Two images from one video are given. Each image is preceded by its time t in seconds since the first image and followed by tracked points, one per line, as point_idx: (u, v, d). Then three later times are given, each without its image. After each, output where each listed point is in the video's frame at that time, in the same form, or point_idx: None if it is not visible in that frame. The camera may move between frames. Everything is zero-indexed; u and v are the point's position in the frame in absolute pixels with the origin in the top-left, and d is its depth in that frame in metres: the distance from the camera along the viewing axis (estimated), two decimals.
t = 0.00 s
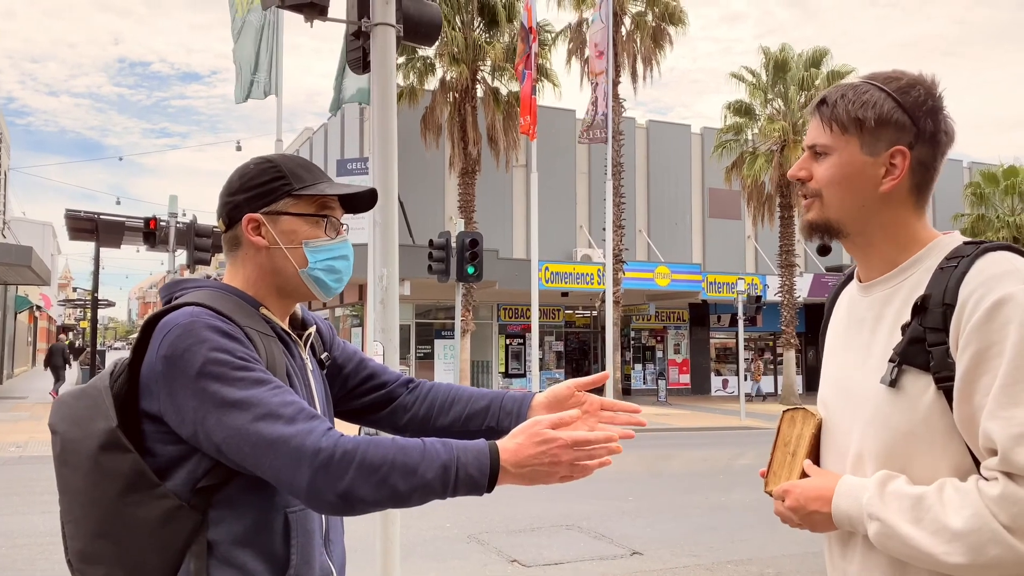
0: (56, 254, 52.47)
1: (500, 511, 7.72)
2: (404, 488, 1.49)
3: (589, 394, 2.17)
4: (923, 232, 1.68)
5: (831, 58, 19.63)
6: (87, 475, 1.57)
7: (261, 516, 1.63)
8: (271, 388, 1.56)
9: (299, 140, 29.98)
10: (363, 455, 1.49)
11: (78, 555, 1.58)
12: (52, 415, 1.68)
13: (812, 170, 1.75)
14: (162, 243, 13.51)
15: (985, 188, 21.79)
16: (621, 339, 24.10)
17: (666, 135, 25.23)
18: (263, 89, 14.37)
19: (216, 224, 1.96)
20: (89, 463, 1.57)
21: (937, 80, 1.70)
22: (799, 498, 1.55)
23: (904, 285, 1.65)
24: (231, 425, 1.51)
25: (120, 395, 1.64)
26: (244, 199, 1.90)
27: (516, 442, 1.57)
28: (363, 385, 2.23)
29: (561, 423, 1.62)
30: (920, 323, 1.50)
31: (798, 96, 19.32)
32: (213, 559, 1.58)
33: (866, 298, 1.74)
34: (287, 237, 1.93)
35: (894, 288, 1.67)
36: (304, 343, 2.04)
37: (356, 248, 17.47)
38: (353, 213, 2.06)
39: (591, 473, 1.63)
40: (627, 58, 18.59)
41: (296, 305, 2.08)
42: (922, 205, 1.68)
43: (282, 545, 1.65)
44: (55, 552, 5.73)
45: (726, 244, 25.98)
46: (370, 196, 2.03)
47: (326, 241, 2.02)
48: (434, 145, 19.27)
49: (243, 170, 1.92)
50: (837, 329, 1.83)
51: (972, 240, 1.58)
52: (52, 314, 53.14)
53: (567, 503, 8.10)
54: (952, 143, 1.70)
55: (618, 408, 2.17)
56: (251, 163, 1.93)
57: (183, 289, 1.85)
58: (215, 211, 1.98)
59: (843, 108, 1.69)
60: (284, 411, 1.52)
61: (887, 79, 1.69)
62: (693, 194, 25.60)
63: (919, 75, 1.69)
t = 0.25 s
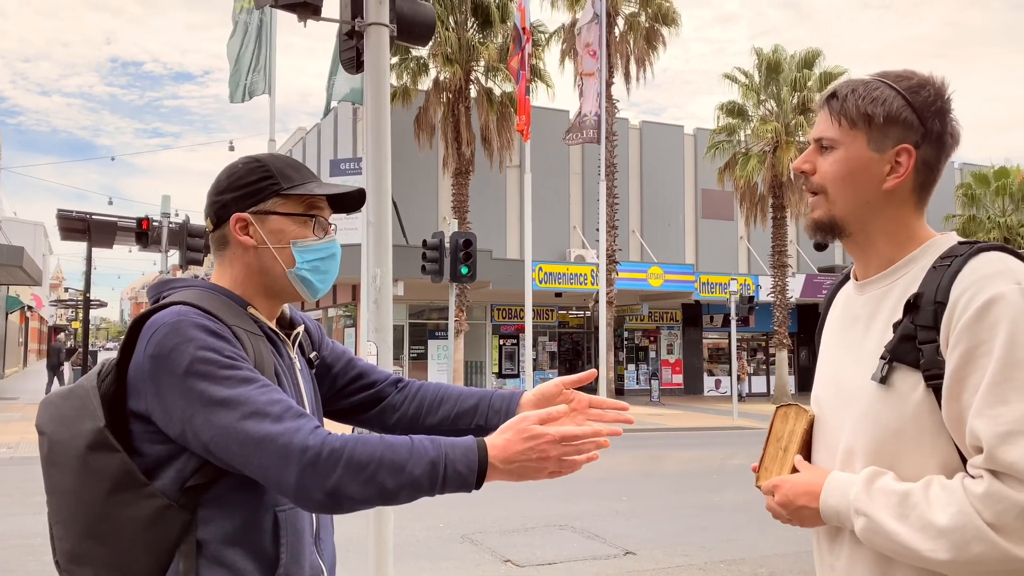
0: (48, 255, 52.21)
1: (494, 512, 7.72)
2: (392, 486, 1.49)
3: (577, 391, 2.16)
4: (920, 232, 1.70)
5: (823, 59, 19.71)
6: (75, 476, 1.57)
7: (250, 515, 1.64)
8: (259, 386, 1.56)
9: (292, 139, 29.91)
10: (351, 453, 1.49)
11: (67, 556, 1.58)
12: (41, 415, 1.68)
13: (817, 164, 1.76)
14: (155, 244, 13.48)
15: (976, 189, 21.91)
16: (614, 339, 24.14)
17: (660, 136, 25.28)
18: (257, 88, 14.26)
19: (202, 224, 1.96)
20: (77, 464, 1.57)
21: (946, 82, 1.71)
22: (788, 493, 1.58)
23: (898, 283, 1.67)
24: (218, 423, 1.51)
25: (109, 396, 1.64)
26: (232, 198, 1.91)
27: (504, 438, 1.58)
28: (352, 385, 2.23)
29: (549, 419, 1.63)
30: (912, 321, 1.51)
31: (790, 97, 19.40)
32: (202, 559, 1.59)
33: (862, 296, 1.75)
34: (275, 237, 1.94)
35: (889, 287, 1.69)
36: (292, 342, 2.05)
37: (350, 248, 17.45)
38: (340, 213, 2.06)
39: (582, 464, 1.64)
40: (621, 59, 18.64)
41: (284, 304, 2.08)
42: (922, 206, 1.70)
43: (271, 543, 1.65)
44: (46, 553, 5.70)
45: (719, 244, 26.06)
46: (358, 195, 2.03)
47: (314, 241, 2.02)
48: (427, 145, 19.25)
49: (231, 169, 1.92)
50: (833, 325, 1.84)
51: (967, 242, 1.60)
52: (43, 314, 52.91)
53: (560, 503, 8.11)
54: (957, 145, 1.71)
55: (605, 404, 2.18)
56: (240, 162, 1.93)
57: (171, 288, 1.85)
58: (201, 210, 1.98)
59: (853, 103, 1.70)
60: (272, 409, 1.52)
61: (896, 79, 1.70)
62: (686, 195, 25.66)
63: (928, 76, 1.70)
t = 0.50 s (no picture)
0: (38, 254, 51.89)
1: (486, 511, 7.73)
2: (382, 487, 1.50)
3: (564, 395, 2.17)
4: (914, 231, 1.71)
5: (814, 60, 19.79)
6: (67, 475, 1.56)
7: (242, 513, 1.64)
8: (249, 387, 1.56)
9: (284, 139, 29.83)
10: (341, 455, 1.50)
11: (59, 556, 1.57)
12: (33, 414, 1.67)
13: (815, 161, 1.77)
14: (146, 243, 13.43)
15: (966, 190, 22.04)
16: (606, 339, 24.18)
17: (652, 136, 25.33)
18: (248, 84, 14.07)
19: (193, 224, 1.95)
20: (69, 463, 1.56)
21: (944, 84, 1.72)
22: (777, 488, 1.59)
23: (892, 280, 1.68)
24: (208, 424, 1.51)
25: (101, 395, 1.64)
26: (224, 197, 1.90)
27: (494, 441, 1.58)
28: (343, 387, 2.23)
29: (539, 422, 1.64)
30: (901, 319, 1.53)
31: (782, 98, 19.47)
32: (194, 558, 1.58)
33: (854, 294, 1.77)
34: (266, 236, 1.93)
35: (882, 284, 1.70)
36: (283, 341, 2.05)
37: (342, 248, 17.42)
38: (332, 212, 2.06)
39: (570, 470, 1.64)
40: (613, 60, 18.67)
41: (276, 304, 2.08)
42: (918, 205, 1.70)
43: (263, 541, 1.65)
44: (36, 553, 5.67)
45: (711, 244, 26.13)
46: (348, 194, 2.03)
47: (305, 240, 2.02)
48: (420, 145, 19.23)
49: (221, 168, 1.92)
50: (826, 323, 1.85)
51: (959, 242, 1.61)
52: (33, 314, 52.61)
53: (552, 503, 8.12)
54: (953, 146, 1.72)
55: (591, 408, 2.17)
56: (230, 161, 1.93)
57: (163, 287, 1.85)
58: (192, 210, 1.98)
59: (852, 101, 1.71)
60: (263, 409, 1.52)
61: (896, 78, 1.71)
62: (678, 195, 25.73)
63: (926, 77, 1.71)
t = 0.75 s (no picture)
0: (26, 254, 51.53)
1: (478, 511, 7.74)
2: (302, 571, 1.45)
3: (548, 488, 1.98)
4: (903, 230, 1.73)
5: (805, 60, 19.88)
6: (64, 478, 1.55)
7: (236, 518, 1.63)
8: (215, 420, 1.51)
9: (275, 138, 29.73)
10: (274, 525, 1.45)
11: (53, 559, 1.56)
12: (31, 418, 1.66)
13: (804, 162, 1.79)
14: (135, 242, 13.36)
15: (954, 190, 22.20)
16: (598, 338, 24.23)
17: (643, 136, 25.39)
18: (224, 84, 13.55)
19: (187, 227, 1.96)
20: (66, 467, 1.56)
21: (929, 83, 1.75)
22: (763, 483, 1.62)
23: (883, 277, 1.69)
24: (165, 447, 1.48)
25: (99, 400, 1.63)
26: (214, 198, 1.89)
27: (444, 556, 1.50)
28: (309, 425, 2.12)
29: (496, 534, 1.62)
30: (888, 317, 1.55)
31: (772, 98, 19.55)
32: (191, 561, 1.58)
33: (844, 293, 1.78)
34: (260, 233, 1.93)
35: (872, 282, 1.72)
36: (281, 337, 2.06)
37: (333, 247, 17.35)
38: (323, 201, 2.06)
39: None
40: (604, 59, 18.71)
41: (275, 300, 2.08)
42: (906, 202, 1.72)
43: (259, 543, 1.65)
44: (25, 554, 5.64)
45: (701, 244, 26.22)
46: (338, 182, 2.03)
47: (299, 232, 2.02)
48: (411, 144, 19.20)
49: (209, 169, 1.91)
50: (815, 322, 1.87)
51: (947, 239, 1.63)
52: (22, 314, 52.28)
53: (544, 502, 8.13)
54: (940, 144, 1.74)
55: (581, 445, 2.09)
56: (217, 161, 1.92)
57: (162, 287, 1.85)
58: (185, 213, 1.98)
59: (838, 102, 1.73)
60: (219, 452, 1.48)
61: (881, 78, 1.74)
62: (669, 195, 25.80)
63: (911, 76, 1.74)
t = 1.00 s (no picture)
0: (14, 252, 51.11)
1: (468, 509, 7.74)
2: None
3: None
4: (889, 228, 1.74)
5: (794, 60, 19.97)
6: (56, 478, 1.54)
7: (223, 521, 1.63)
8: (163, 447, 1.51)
9: (264, 135, 29.62)
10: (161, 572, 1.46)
11: (43, 557, 1.55)
12: (27, 413, 1.63)
13: (790, 161, 1.80)
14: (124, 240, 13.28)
15: (942, 189, 22.35)
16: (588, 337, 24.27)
17: (633, 135, 25.44)
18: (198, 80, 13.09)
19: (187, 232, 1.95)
20: (59, 466, 1.54)
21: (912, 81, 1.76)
22: (749, 479, 1.63)
23: (871, 276, 1.70)
24: (114, 455, 1.49)
25: (94, 398, 1.62)
26: (209, 200, 1.89)
27: None
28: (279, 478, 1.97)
29: None
30: (876, 316, 1.56)
31: (761, 98, 19.63)
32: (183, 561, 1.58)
33: (831, 292, 1.79)
34: (258, 231, 1.92)
35: (860, 280, 1.72)
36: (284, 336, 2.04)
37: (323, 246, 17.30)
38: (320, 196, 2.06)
39: None
40: (595, 59, 18.72)
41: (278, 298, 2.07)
42: (892, 200, 1.73)
43: (250, 543, 1.66)
44: (11, 555, 5.60)
45: (691, 243, 26.31)
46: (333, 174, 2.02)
47: (298, 228, 2.01)
48: (401, 142, 19.16)
49: (203, 171, 1.91)
50: (803, 320, 1.88)
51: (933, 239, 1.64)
52: (10, 313, 51.92)
53: (534, 501, 8.15)
54: (924, 142, 1.76)
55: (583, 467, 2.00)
56: (211, 163, 1.92)
57: (164, 287, 1.83)
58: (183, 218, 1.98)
59: (822, 101, 1.75)
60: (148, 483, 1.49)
61: (865, 78, 1.75)
62: (659, 194, 25.88)
63: (894, 75, 1.75)
